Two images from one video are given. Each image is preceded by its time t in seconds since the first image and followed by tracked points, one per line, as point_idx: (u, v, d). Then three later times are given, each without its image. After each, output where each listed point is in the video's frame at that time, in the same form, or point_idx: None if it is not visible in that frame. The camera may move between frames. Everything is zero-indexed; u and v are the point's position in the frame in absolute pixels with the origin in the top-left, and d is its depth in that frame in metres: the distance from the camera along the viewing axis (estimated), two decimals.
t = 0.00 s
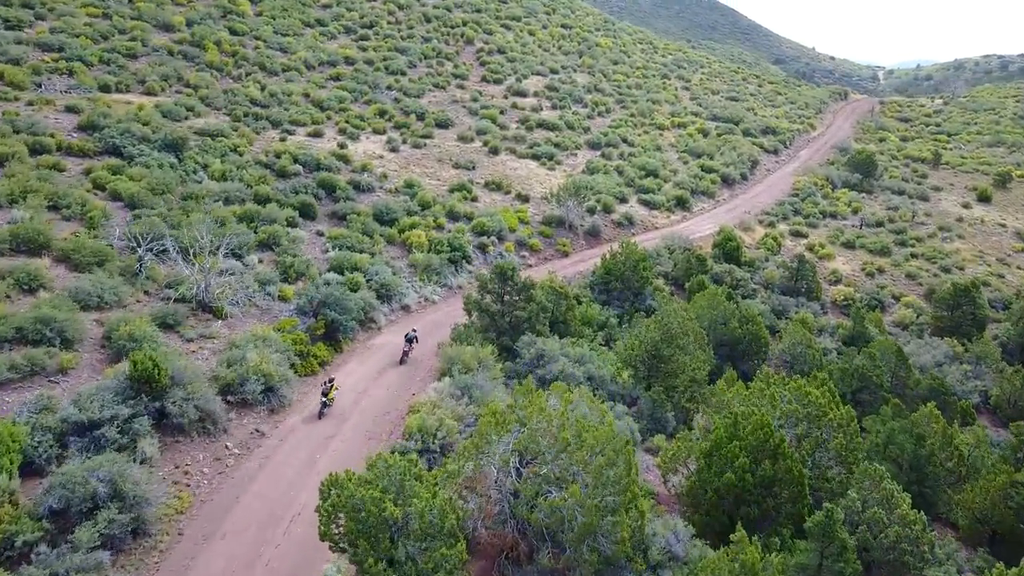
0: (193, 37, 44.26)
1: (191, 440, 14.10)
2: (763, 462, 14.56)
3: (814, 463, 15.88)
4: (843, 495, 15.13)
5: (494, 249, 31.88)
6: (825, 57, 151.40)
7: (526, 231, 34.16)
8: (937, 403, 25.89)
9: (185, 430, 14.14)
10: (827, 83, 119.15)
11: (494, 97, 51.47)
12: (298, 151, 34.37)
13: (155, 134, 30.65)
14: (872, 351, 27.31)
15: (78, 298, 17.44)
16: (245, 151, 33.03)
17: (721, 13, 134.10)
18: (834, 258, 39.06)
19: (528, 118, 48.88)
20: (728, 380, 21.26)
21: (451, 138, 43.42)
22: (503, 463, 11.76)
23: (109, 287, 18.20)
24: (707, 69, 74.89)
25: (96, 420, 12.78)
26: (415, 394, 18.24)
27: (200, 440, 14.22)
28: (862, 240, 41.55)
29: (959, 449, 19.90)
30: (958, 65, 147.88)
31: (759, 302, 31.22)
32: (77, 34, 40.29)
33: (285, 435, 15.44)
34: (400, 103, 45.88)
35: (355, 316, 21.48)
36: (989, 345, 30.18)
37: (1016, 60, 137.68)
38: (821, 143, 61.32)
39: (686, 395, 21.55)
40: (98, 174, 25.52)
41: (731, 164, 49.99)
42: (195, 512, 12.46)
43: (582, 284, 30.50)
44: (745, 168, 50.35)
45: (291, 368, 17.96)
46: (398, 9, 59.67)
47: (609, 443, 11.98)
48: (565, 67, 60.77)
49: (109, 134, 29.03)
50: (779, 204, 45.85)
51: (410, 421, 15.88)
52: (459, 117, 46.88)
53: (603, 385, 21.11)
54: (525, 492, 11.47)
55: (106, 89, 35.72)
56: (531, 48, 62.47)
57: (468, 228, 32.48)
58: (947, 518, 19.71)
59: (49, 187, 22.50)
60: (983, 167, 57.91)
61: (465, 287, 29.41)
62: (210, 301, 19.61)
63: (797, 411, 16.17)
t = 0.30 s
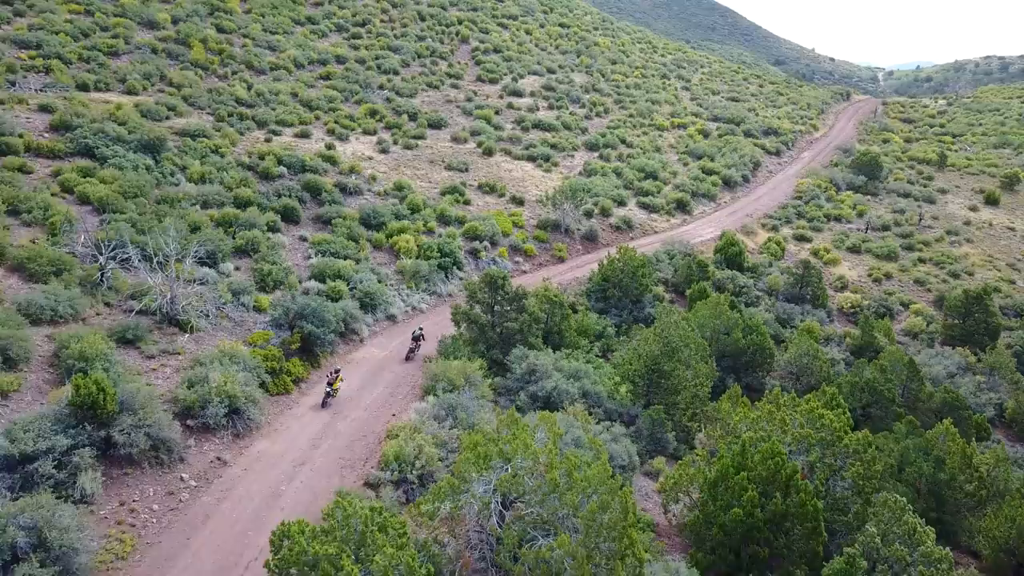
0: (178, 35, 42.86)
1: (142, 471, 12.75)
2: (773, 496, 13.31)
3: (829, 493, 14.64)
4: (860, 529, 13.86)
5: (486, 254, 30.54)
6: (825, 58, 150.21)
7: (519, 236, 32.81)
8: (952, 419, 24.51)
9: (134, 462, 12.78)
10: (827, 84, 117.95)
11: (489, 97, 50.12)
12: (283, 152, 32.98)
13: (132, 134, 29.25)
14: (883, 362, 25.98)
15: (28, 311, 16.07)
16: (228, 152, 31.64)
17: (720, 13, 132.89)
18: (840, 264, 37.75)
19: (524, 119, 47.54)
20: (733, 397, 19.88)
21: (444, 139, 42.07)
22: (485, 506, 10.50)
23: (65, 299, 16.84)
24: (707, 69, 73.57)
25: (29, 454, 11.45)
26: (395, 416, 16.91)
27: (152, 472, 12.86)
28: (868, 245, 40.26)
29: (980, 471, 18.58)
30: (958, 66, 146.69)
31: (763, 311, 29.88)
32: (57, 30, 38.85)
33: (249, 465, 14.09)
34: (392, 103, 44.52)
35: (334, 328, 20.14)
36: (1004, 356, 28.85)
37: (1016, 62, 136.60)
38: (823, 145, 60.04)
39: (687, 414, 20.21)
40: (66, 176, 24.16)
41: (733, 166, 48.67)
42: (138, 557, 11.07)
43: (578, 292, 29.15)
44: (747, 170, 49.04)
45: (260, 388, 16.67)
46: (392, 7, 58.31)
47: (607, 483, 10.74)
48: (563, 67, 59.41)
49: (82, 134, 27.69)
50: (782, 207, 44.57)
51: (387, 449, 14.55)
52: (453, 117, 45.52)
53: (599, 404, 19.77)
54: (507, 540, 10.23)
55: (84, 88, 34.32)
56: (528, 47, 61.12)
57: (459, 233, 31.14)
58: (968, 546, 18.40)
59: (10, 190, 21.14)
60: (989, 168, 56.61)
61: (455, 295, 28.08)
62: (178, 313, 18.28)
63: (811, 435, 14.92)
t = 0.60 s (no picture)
0: (161, 32, 41.53)
1: (77, 509, 11.45)
2: (778, 534, 12.04)
3: (839, 526, 13.33)
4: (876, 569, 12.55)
5: (475, 260, 29.21)
6: (824, 60, 149.30)
7: (510, 240, 31.51)
8: (964, 434, 23.21)
9: (67, 499, 11.47)
10: (825, 86, 116.95)
11: (482, 97, 48.85)
12: (265, 153, 31.65)
13: (104, 134, 27.95)
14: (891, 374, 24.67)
15: None
16: (206, 153, 30.34)
17: (718, 14, 131.87)
18: (843, 269, 36.52)
19: (517, 119, 46.28)
20: (733, 415, 18.59)
21: (434, 140, 40.79)
22: (451, 558, 9.16)
23: (10, 311, 15.53)
24: (706, 69, 72.37)
25: None
26: (368, 439, 15.62)
27: (88, 509, 11.56)
28: (872, 249, 39.02)
29: (998, 495, 17.28)
30: (956, 67, 145.87)
31: (763, 319, 28.63)
32: (33, 25, 37.43)
33: (202, 498, 12.82)
34: (382, 103, 43.24)
35: (306, 341, 18.86)
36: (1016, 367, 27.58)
37: (1015, 63, 135.54)
38: (824, 146, 58.86)
39: (684, 432, 18.92)
40: (28, 178, 22.85)
41: (732, 167, 47.44)
42: None
43: (570, 300, 27.85)
44: (747, 171, 47.80)
45: (221, 409, 15.39)
46: (384, 5, 57.05)
47: (591, 536, 9.56)
48: (558, 67, 58.18)
49: (50, 133, 26.39)
50: (783, 210, 43.37)
51: (354, 480, 13.28)
52: (444, 117, 44.25)
53: (590, 424, 18.50)
54: None
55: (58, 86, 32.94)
56: (523, 46, 59.86)
57: (447, 237, 29.84)
58: None
59: None
60: (994, 170, 55.43)
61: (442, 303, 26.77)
62: (137, 327, 16.99)
63: (820, 463, 13.57)
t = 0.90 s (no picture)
0: (141, 29, 40.29)
1: None
2: None
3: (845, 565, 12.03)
4: None
5: (462, 266, 27.97)
6: (822, 61, 148.31)
7: (498, 245, 30.30)
8: (974, 451, 22.00)
9: None
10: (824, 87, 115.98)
11: (474, 97, 47.66)
12: (244, 153, 30.42)
13: (72, 135, 26.72)
14: (897, 386, 23.46)
15: None
16: (182, 154, 29.12)
17: (716, 15, 130.93)
18: (844, 274, 35.37)
19: (510, 120, 45.10)
20: (730, 434, 17.43)
21: (424, 140, 39.61)
22: None
23: None
24: (703, 69, 71.26)
25: None
26: (334, 466, 14.42)
27: (6, 553, 10.31)
28: (873, 254, 37.87)
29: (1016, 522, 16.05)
30: (954, 70, 145.06)
31: (762, 328, 27.47)
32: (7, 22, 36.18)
33: (141, 534, 11.58)
34: (370, 103, 42.03)
35: (274, 356, 17.61)
36: None
37: (1014, 64, 134.64)
38: (824, 148, 57.72)
39: (677, 454, 17.67)
40: None
41: (730, 169, 46.30)
42: None
43: (561, 308, 26.62)
44: (745, 173, 46.64)
45: (173, 433, 14.13)
46: (375, 4, 55.86)
47: None
48: (553, 66, 57.04)
49: (14, 133, 25.17)
50: (782, 213, 42.22)
51: (312, 515, 12.05)
52: (434, 118, 43.04)
53: (577, 444, 17.32)
54: None
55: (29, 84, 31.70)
56: (517, 45, 58.69)
57: (432, 241, 28.62)
58: None
59: None
60: (997, 172, 54.30)
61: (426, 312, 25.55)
62: (86, 342, 15.78)
63: (826, 495, 12.32)
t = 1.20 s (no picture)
0: (121, 27, 39.11)
1: None
2: None
3: None
4: None
5: (447, 273, 26.71)
6: (820, 64, 147.40)
7: (485, 251, 29.08)
8: (984, 470, 20.80)
9: None
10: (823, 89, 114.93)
11: (465, 98, 46.48)
12: (221, 155, 29.21)
13: (38, 135, 25.56)
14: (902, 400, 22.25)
15: None
16: (155, 156, 27.92)
17: (714, 17, 129.99)
18: (845, 281, 34.20)
19: (502, 121, 43.92)
20: (725, 456, 16.26)
21: (412, 142, 38.43)
22: None
23: None
24: (701, 70, 70.14)
25: None
26: (291, 497, 13.25)
27: None
28: (875, 259, 36.70)
29: None
30: (953, 72, 144.20)
31: (760, 338, 26.28)
32: None
33: None
34: (357, 104, 40.84)
35: (235, 372, 16.37)
36: None
37: (1013, 67, 133.81)
38: (824, 150, 56.60)
39: (668, 477, 16.50)
40: None
41: (728, 171, 45.16)
42: None
43: (549, 317, 25.41)
44: (743, 176, 45.50)
45: (113, 461, 12.94)
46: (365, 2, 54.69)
47: None
48: (547, 67, 55.91)
49: None
50: (780, 217, 41.07)
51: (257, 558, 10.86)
52: (423, 119, 41.86)
53: (561, 469, 16.13)
54: None
55: None
56: (511, 45, 57.56)
57: (415, 247, 27.40)
58: None
59: None
60: (1001, 174, 53.14)
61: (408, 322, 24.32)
62: (28, 361, 14.66)
63: (831, 533, 11.10)
